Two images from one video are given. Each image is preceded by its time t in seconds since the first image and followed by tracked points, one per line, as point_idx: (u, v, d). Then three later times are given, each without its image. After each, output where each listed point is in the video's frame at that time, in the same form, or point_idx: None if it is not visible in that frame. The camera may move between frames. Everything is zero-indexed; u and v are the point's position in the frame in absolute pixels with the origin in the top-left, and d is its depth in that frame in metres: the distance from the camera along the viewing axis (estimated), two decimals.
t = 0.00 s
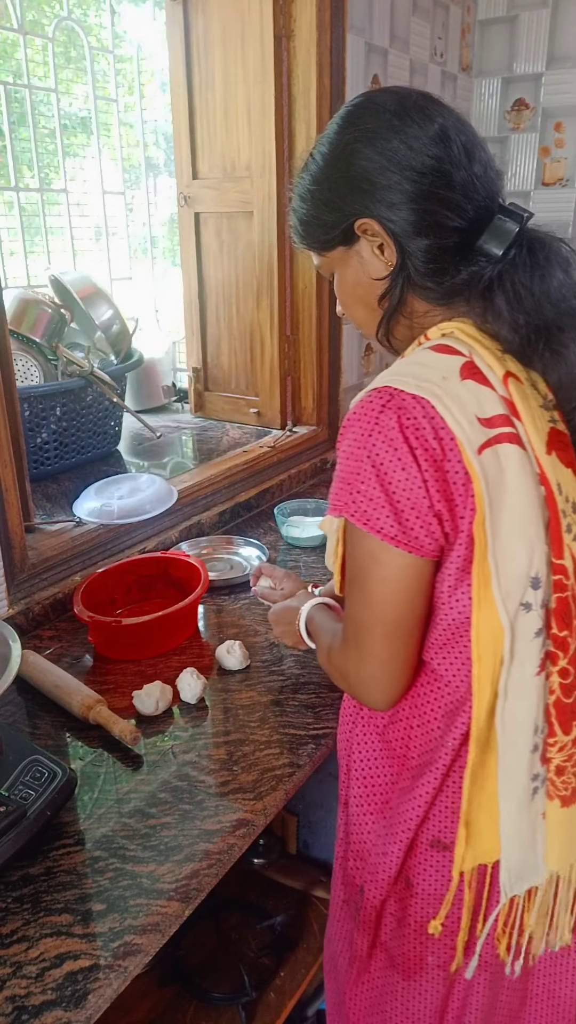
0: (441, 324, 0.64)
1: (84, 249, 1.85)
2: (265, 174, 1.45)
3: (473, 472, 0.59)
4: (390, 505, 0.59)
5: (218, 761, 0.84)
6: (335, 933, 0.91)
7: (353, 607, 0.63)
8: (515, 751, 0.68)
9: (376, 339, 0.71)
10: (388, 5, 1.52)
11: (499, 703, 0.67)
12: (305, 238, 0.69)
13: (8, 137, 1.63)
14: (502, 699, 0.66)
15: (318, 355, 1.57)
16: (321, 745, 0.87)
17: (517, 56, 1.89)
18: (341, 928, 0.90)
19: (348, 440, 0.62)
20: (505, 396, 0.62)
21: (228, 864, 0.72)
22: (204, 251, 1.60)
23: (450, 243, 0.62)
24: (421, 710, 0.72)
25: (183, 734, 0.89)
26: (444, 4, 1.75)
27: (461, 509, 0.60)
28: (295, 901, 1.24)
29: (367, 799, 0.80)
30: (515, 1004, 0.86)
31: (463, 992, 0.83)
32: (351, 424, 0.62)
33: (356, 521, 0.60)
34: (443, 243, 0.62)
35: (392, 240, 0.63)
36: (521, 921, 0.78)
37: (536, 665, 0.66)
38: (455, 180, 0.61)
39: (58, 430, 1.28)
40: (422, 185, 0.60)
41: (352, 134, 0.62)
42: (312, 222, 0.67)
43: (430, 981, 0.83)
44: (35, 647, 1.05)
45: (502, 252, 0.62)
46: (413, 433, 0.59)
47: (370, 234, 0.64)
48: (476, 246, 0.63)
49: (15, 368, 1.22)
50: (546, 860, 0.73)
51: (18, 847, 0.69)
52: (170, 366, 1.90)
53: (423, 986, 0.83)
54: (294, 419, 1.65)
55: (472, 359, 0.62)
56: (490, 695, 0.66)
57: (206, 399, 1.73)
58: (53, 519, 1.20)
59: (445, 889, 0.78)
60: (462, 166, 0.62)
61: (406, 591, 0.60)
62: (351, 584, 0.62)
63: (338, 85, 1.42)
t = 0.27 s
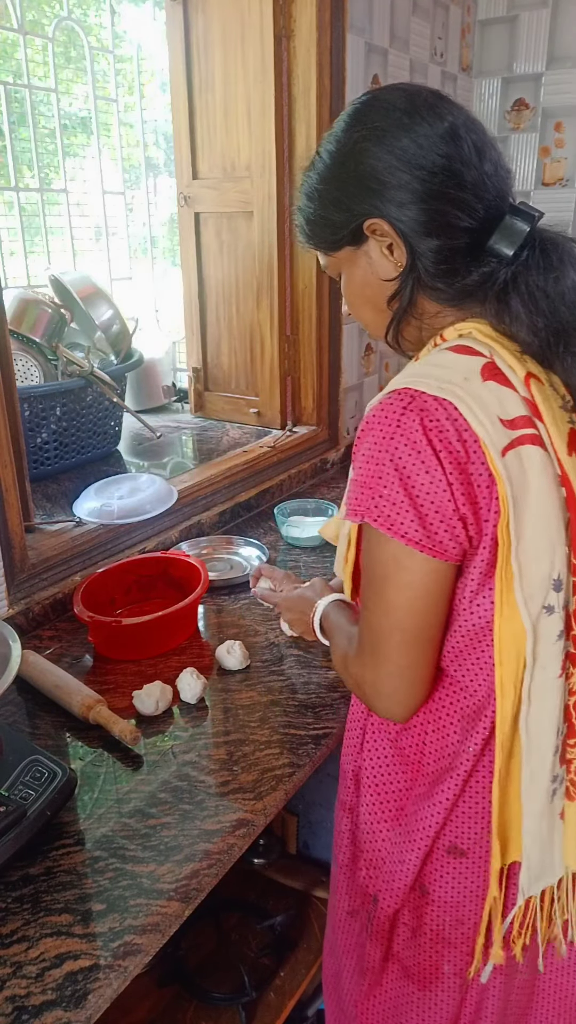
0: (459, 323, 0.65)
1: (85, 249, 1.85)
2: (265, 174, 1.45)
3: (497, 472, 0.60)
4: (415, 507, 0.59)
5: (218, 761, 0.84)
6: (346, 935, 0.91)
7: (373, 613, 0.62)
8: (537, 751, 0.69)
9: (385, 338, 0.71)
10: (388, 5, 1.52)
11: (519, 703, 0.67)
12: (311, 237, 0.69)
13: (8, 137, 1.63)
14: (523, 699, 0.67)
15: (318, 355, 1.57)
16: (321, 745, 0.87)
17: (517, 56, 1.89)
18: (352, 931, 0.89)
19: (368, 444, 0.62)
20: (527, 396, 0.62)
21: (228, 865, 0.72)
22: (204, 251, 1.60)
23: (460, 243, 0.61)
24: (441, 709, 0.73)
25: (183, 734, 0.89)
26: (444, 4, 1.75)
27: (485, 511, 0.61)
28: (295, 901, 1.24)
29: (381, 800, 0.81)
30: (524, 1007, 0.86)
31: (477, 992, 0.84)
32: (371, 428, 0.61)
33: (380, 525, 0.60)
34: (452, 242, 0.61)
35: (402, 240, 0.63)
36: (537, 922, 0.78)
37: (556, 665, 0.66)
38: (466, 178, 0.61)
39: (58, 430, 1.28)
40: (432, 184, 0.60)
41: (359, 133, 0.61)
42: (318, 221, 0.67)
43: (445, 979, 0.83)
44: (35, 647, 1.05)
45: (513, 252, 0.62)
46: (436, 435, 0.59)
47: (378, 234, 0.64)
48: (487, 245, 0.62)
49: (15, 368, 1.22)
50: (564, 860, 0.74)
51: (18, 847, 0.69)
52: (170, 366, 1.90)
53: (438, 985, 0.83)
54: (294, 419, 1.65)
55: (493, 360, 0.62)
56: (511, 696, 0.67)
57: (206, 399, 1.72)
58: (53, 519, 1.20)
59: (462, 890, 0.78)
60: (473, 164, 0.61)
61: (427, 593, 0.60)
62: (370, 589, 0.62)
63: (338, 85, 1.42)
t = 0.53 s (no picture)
0: (480, 327, 0.65)
1: (85, 249, 1.85)
2: (265, 175, 1.45)
3: (532, 476, 0.60)
4: (451, 515, 0.59)
5: (218, 761, 0.84)
6: (350, 940, 0.90)
7: (388, 613, 0.61)
8: (558, 756, 0.68)
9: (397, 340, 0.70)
10: (388, 5, 1.52)
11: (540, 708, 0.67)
12: (320, 235, 0.68)
13: (8, 137, 1.63)
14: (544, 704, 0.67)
15: (318, 355, 1.57)
16: (321, 744, 0.87)
17: (517, 57, 1.88)
18: (357, 933, 0.89)
19: (400, 451, 0.61)
20: (557, 399, 0.63)
21: (228, 865, 0.72)
22: (204, 250, 1.60)
23: (472, 244, 0.61)
24: (458, 710, 0.73)
25: (183, 734, 0.89)
26: (444, 4, 1.75)
27: (517, 518, 0.62)
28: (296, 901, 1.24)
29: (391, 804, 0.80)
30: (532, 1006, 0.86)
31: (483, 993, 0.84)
32: (403, 433, 0.61)
33: (415, 535, 0.59)
34: (465, 242, 0.61)
35: (415, 240, 0.62)
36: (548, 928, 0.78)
37: None
38: (481, 177, 0.60)
39: (58, 430, 1.28)
40: (445, 182, 0.59)
41: (375, 129, 0.61)
42: (328, 218, 0.66)
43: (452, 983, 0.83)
44: (35, 647, 1.05)
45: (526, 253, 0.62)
46: (471, 441, 0.59)
47: (391, 233, 0.63)
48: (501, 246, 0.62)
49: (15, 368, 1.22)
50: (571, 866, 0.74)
51: (18, 847, 0.69)
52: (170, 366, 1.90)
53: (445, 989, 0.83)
54: (294, 419, 1.65)
55: (523, 365, 0.62)
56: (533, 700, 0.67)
57: (206, 398, 1.72)
58: (53, 519, 1.20)
59: (473, 893, 0.78)
60: (489, 163, 0.61)
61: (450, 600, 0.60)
62: (387, 589, 0.61)
63: (338, 84, 1.42)
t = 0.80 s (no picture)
0: (477, 330, 0.65)
1: (85, 249, 1.85)
2: (265, 175, 1.45)
3: (519, 481, 0.60)
4: (434, 518, 0.59)
5: (218, 761, 0.84)
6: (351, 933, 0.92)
7: (384, 616, 0.61)
8: (549, 760, 0.69)
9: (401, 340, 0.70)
10: (388, 5, 1.52)
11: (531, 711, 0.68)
12: (324, 233, 0.68)
13: (8, 137, 1.63)
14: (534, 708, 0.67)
15: (318, 355, 1.57)
16: (321, 745, 0.87)
17: (517, 57, 1.88)
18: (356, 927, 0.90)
19: (389, 451, 0.61)
20: (550, 404, 0.63)
21: (228, 865, 0.72)
22: (204, 250, 1.60)
23: (478, 243, 0.61)
24: (450, 710, 0.73)
25: (183, 734, 0.89)
26: (443, 4, 1.75)
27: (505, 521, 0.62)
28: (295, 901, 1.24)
29: (385, 803, 0.81)
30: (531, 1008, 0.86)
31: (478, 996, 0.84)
32: (393, 434, 0.61)
33: (399, 535, 0.59)
34: (470, 243, 0.61)
35: (423, 239, 0.62)
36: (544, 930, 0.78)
37: (570, 674, 0.66)
38: (488, 177, 0.60)
39: (58, 430, 1.28)
40: (453, 180, 0.59)
41: (382, 128, 0.60)
42: (332, 216, 0.65)
43: (446, 983, 0.83)
44: (35, 647, 1.05)
45: (530, 252, 0.62)
46: (459, 444, 0.59)
47: (398, 232, 0.63)
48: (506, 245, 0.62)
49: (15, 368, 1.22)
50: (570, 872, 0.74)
51: (18, 847, 0.69)
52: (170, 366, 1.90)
53: (438, 988, 0.84)
54: (294, 419, 1.65)
55: (515, 367, 0.63)
56: (523, 702, 0.67)
57: (206, 398, 1.72)
58: (53, 519, 1.20)
59: (466, 894, 0.78)
60: (494, 161, 0.61)
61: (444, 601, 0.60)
62: (382, 592, 0.61)
63: (338, 84, 1.42)
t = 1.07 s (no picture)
0: (491, 329, 0.65)
1: (85, 249, 1.85)
2: (264, 176, 1.45)
3: (533, 483, 0.60)
4: (450, 519, 0.59)
5: (218, 761, 0.84)
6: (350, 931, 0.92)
7: (398, 615, 0.61)
8: (553, 763, 0.69)
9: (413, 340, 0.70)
10: (388, 5, 1.52)
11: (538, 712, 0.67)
12: (333, 230, 0.67)
13: (8, 137, 1.63)
14: (540, 709, 0.67)
15: (318, 355, 1.57)
16: (321, 745, 0.87)
17: (517, 57, 1.88)
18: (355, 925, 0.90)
19: (404, 451, 0.61)
20: (564, 407, 0.63)
21: (228, 865, 0.72)
22: (204, 250, 1.60)
23: (495, 242, 0.61)
24: (455, 710, 0.73)
25: (183, 734, 0.89)
26: (444, 4, 1.75)
27: (517, 521, 0.62)
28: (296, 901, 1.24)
29: (386, 802, 0.81)
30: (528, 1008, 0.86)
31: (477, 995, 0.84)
32: (407, 433, 0.61)
33: (415, 535, 0.59)
34: (486, 242, 0.61)
35: (439, 238, 0.62)
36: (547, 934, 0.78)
37: None
38: (504, 175, 0.60)
39: (58, 430, 1.28)
40: (471, 177, 0.59)
41: (397, 125, 0.60)
42: (342, 213, 0.65)
43: (445, 982, 0.83)
44: (35, 647, 1.05)
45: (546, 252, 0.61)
46: (474, 445, 0.59)
47: (412, 231, 0.62)
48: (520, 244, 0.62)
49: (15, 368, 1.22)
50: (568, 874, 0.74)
51: (18, 847, 0.69)
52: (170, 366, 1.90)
53: (437, 987, 0.84)
54: (294, 419, 1.65)
55: (531, 370, 0.62)
56: (531, 703, 0.67)
57: (206, 398, 1.72)
58: (53, 519, 1.20)
59: (466, 893, 0.78)
60: (509, 161, 0.61)
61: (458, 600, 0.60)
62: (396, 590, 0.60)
63: (338, 84, 1.42)
